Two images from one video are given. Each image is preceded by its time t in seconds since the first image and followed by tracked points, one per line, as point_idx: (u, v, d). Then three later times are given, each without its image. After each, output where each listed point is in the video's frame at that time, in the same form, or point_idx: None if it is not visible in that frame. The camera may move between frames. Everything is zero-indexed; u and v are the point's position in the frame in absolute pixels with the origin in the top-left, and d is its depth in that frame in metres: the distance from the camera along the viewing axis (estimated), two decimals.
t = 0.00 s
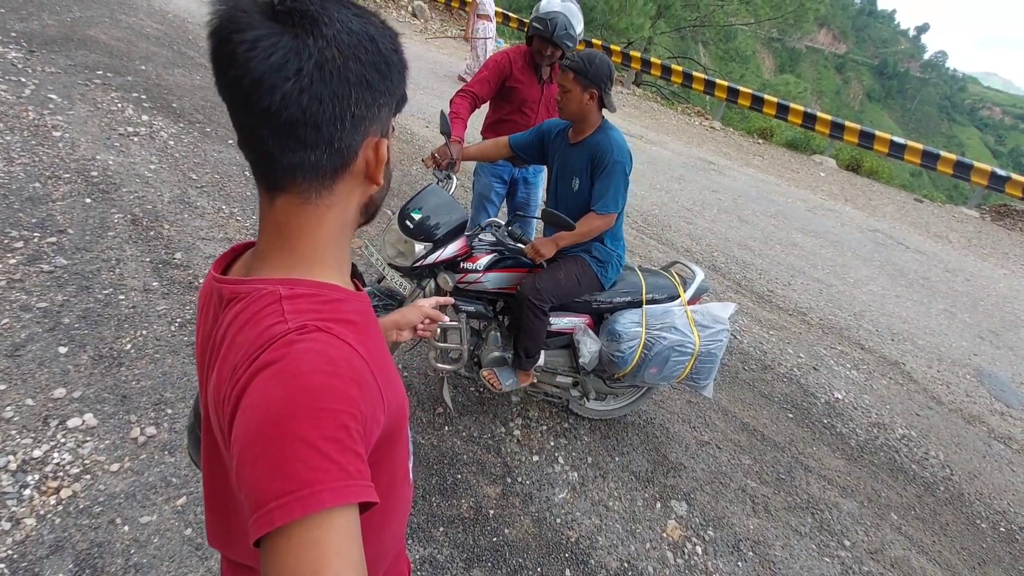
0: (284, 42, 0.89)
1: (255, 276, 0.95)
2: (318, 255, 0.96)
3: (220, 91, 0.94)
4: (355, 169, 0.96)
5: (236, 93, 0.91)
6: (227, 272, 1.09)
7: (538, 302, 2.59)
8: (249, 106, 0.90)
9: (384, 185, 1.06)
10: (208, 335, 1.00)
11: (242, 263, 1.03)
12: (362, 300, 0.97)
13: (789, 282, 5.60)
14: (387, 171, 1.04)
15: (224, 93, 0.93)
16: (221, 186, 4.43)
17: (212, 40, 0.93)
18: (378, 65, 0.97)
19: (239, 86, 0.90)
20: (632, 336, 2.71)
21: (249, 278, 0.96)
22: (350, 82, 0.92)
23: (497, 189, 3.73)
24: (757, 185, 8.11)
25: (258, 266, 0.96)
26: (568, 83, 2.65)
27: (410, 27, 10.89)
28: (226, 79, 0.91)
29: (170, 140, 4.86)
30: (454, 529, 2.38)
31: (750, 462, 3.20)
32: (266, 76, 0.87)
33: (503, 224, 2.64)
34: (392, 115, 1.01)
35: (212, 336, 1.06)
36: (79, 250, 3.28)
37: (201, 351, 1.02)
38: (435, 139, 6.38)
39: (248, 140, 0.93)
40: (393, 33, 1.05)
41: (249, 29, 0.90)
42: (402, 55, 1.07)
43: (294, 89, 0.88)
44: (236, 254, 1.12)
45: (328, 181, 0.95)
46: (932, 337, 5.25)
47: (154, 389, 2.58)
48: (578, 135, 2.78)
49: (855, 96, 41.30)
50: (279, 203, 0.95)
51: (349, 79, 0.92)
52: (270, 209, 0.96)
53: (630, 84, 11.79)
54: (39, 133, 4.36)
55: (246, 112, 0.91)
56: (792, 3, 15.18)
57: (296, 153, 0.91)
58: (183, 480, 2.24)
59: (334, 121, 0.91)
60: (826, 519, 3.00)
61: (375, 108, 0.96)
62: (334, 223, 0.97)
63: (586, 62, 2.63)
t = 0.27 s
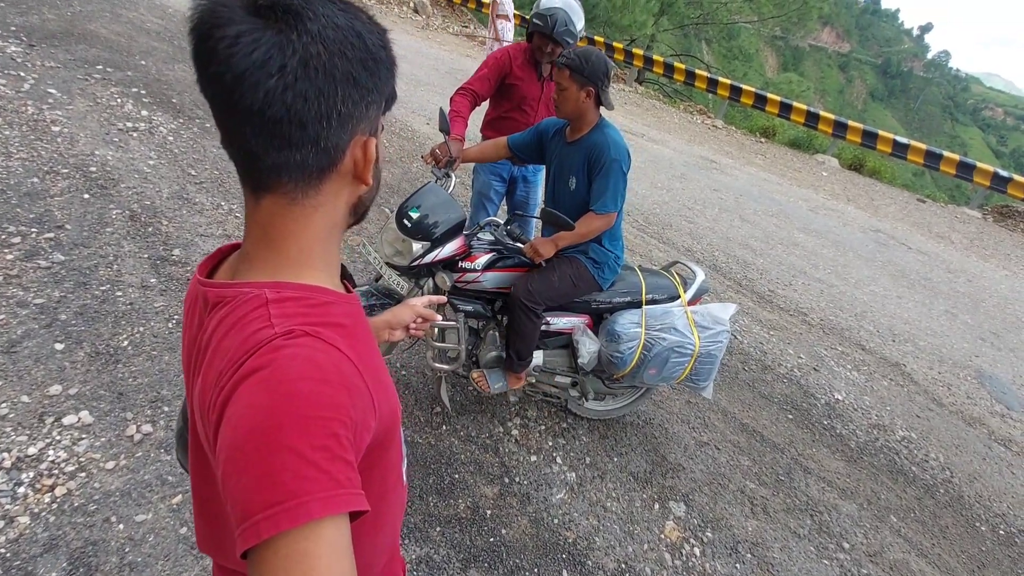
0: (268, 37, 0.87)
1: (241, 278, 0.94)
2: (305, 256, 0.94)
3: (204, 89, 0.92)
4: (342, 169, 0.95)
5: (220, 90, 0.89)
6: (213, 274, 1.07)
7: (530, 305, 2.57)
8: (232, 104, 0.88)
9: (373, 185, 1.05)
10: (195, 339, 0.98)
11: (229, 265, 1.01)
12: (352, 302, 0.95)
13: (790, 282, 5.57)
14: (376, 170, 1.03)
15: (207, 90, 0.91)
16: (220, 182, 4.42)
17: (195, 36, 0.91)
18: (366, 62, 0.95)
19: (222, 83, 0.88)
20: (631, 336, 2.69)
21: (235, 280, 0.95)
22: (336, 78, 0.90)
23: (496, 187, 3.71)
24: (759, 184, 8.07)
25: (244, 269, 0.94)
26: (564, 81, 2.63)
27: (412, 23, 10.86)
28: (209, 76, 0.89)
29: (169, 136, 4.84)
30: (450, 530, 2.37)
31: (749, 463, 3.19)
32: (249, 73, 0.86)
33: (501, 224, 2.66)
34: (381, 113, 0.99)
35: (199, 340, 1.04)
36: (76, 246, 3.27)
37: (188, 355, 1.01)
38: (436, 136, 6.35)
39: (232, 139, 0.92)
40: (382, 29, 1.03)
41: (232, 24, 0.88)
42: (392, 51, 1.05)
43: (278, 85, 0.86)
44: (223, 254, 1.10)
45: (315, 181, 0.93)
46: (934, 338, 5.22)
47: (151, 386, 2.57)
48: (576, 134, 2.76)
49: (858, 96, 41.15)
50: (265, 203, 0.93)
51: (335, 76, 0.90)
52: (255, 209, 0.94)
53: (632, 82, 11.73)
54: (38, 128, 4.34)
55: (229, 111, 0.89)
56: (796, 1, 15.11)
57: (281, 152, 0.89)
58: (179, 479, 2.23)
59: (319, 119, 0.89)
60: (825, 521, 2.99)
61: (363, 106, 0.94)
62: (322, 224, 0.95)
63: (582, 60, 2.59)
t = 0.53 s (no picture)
0: (268, 31, 0.87)
1: (243, 272, 0.94)
2: (307, 251, 0.94)
3: (206, 84, 0.92)
4: (344, 164, 0.95)
5: (223, 85, 0.89)
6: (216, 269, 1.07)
7: (535, 306, 2.57)
8: (234, 98, 0.88)
9: (375, 180, 1.05)
10: (198, 334, 0.99)
11: (231, 260, 1.01)
12: (355, 296, 0.95)
13: (793, 283, 5.56)
14: (378, 166, 1.03)
15: (210, 84, 0.91)
16: (224, 179, 4.42)
17: (197, 30, 0.92)
18: (367, 57, 0.95)
19: (224, 76, 0.88)
20: (634, 337, 2.69)
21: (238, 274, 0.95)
22: (337, 72, 0.90)
23: (499, 185, 3.70)
24: (763, 185, 8.04)
25: (246, 263, 0.94)
26: (565, 82, 2.62)
27: (416, 20, 10.86)
28: (211, 69, 0.89)
29: (174, 132, 4.85)
30: (451, 527, 2.38)
31: (751, 465, 3.18)
32: (250, 66, 0.86)
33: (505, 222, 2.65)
34: (382, 108, 0.99)
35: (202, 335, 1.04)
36: (81, 241, 3.28)
37: (191, 350, 1.01)
38: (439, 134, 6.35)
39: (234, 133, 0.92)
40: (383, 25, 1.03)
41: (233, 19, 0.88)
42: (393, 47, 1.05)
43: (279, 80, 0.86)
44: (226, 249, 1.10)
45: (317, 175, 0.93)
46: (938, 341, 5.20)
47: (154, 381, 2.58)
48: (578, 135, 2.75)
49: (864, 97, 40.97)
50: (268, 198, 0.93)
51: (336, 70, 0.90)
52: (257, 203, 0.94)
53: (637, 81, 11.69)
54: (43, 123, 4.35)
55: (232, 105, 0.89)
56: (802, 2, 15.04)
57: (283, 146, 0.89)
58: (181, 474, 2.23)
59: (320, 112, 0.89)
60: (826, 523, 2.98)
61: (364, 100, 0.94)
62: (324, 218, 0.95)
63: (584, 60, 2.58)
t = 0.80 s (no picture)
0: (287, 29, 0.88)
1: (258, 268, 0.95)
2: (321, 247, 0.95)
3: (224, 82, 0.93)
4: (359, 161, 0.95)
5: (241, 82, 0.90)
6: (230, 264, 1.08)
7: (543, 306, 2.57)
8: (252, 95, 0.89)
9: (389, 178, 1.05)
10: (213, 329, 1.00)
11: (247, 255, 1.02)
12: (368, 293, 0.96)
13: (800, 285, 5.53)
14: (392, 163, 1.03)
15: (228, 81, 0.92)
16: (233, 176, 4.45)
17: (216, 28, 0.93)
18: (383, 56, 0.96)
19: (243, 73, 0.89)
20: (641, 338, 2.69)
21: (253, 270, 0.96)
22: (354, 70, 0.91)
23: (507, 184, 3.71)
24: (771, 187, 8.00)
25: (261, 259, 0.95)
26: (575, 83, 2.62)
27: (424, 20, 10.88)
28: (230, 66, 0.90)
29: (184, 129, 4.89)
30: (457, 525, 2.38)
31: (756, 467, 3.17)
32: (269, 64, 0.86)
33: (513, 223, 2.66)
34: (397, 106, 1.00)
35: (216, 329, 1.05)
36: (92, 238, 3.31)
37: (206, 344, 1.02)
38: (447, 133, 6.36)
39: (251, 130, 0.93)
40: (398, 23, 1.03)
41: (252, 17, 0.89)
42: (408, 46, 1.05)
43: (296, 77, 0.87)
44: (242, 245, 1.11)
45: (332, 172, 0.94)
46: (946, 345, 5.16)
47: (163, 377, 2.60)
48: (587, 136, 2.75)
49: (873, 99, 40.68)
50: (283, 194, 0.94)
51: (353, 68, 0.90)
52: (273, 200, 0.95)
53: (644, 82, 11.66)
54: (55, 120, 4.40)
55: (249, 102, 0.90)
56: (811, 2, 14.95)
57: (300, 143, 0.90)
58: (190, 469, 2.25)
59: (337, 110, 0.90)
60: (832, 527, 2.96)
61: (380, 98, 0.95)
62: (338, 216, 0.96)
63: (594, 62, 2.58)
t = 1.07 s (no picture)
0: (289, 33, 0.87)
1: (263, 272, 0.95)
2: (326, 251, 0.95)
3: (227, 86, 0.93)
4: (363, 164, 0.96)
5: (244, 86, 0.90)
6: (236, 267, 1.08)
7: (547, 306, 2.57)
8: (256, 99, 0.89)
9: (392, 180, 1.05)
10: (220, 332, 1.00)
11: (252, 259, 1.02)
12: (373, 295, 0.96)
13: (805, 282, 5.50)
14: (395, 165, 1.03)
15: (231, 85, 0.92)
16: (236, 179, 4.47)
17: (219, 33, 0.93)
18: (385, 58, 0.96)
19: (246, 78, 0.89)
20: (646, 336, 2.68)
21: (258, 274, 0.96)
22: (356, 73, 0.91)
23: (510, 184, 3.70)
24: (774, 183, 7.97)
25: (266, 263, 0.95)
26: (579, 83, 2.61)
27: (425, 20, 10.88)
28: (233, 71, 0.90)
29: (187, 133, 4.91)
30: (464, 526, 2.39)
31: (763, 465, 3.16)
32: (271, 68, 0.86)
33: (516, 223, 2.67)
34: (399, 107, 1.00)
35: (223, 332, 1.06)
36: (97, 242, 3.33)
37: (213, 347, 1.02)
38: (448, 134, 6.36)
39: (255, 134, 0.93)
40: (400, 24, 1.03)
41: (254, 21, 0.89)
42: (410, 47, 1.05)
43: (299, 81, 0.87)
44: (248, 248, 1.12)
45: (336, 175, 0.94)
46: (953, 340, 5.13)
47: (170, 380, 2.61)
48: (591, 136, 2.74)
49: (876, 93, 40.45)
50: (288, 198, 0.94)
51: (355, 71, 0.90)
52: (277, 204, 0.95)
53: (645, 79, 11.62)
54: (60, 126, 4.42)
55: (253, 106, 0.90)
56: None
57: (303, 147, 0.90)
58: (198, 471, 2.26)
59: (340, 114, 0.90)
60: (841, 524, 2.95)
61: (382, 101, 0.95)
62: (343, 218, 0.96)
63: (597, 61, 2.57)
